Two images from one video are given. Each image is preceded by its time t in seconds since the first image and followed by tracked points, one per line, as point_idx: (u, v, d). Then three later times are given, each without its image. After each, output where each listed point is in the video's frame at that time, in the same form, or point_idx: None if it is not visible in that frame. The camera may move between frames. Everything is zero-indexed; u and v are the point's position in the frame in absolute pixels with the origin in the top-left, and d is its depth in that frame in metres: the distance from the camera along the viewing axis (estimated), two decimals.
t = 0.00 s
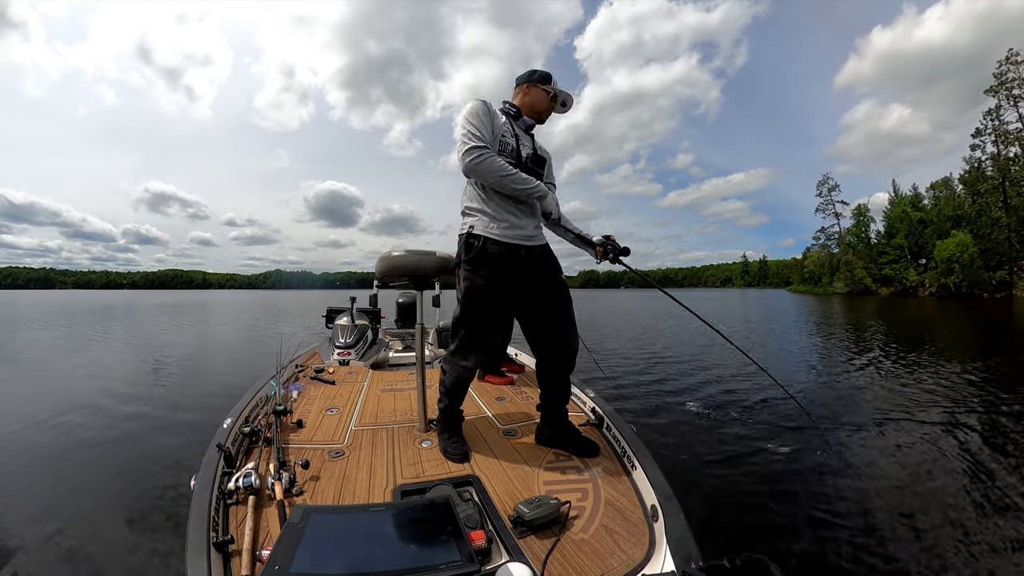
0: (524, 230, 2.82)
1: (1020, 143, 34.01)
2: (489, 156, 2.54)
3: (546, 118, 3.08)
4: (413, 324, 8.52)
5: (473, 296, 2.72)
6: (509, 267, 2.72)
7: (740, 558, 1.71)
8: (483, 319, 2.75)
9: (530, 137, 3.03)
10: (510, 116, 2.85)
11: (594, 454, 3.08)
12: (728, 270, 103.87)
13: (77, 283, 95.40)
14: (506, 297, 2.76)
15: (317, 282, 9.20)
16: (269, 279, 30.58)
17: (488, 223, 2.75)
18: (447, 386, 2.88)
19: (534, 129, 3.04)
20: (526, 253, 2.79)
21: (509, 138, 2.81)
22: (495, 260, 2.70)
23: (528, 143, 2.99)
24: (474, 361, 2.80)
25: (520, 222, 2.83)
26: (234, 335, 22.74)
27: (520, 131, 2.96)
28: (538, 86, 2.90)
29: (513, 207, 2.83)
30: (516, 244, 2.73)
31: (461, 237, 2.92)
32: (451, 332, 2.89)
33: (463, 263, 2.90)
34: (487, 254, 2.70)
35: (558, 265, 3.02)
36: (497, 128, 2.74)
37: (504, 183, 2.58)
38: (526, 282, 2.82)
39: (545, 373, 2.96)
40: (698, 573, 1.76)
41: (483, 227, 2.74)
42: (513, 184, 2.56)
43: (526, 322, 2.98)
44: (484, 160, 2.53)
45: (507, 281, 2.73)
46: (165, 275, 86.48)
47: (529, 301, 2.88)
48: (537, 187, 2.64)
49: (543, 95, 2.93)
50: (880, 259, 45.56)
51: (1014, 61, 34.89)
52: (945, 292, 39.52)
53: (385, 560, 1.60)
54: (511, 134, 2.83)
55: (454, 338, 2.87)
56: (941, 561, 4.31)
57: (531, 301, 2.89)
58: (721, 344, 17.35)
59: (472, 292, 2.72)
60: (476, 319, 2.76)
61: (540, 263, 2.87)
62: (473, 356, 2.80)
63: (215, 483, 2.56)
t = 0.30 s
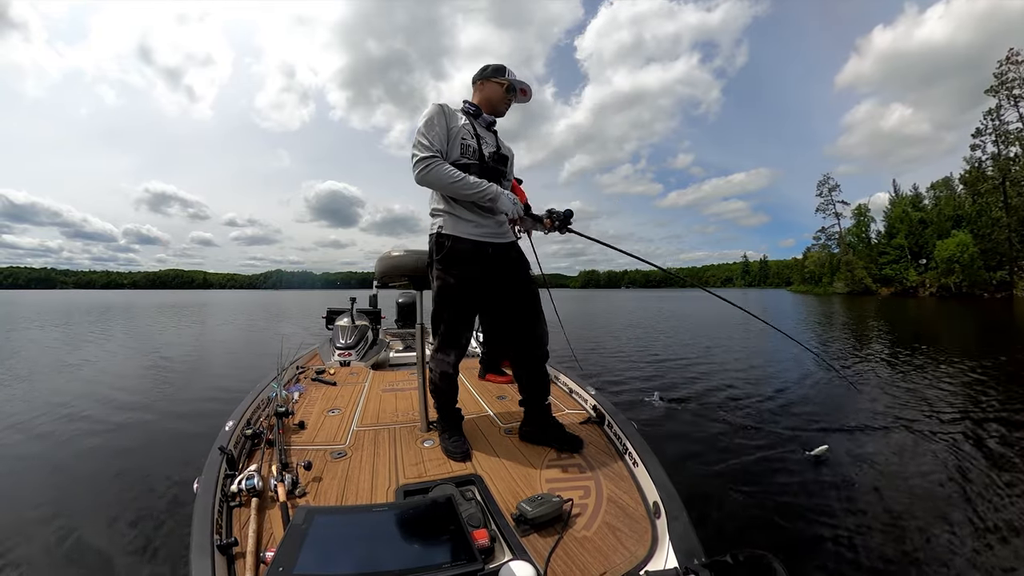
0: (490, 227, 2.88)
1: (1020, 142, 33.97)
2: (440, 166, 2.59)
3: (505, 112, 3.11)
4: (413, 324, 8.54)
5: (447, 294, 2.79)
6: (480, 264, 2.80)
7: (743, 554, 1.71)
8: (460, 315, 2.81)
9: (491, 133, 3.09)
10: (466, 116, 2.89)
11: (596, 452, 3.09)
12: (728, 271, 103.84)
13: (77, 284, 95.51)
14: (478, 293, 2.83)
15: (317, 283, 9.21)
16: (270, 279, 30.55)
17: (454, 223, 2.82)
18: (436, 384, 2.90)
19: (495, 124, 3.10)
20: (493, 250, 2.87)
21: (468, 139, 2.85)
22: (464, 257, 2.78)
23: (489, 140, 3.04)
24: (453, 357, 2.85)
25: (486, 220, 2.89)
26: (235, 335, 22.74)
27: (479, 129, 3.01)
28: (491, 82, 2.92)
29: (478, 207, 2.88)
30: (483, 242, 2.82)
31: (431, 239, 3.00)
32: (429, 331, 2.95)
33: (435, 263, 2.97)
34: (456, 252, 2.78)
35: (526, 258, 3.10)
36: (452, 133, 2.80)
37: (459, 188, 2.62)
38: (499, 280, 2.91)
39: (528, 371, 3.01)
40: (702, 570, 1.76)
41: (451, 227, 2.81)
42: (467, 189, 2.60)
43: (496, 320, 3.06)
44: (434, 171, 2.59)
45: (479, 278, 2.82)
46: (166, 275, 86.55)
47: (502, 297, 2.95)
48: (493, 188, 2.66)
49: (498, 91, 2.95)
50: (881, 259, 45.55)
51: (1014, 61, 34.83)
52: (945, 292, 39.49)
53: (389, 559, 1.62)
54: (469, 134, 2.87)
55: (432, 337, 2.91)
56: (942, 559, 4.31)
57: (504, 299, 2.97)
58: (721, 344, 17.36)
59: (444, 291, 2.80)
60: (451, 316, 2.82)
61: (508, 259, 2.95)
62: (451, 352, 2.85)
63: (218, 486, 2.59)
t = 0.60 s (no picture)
0: (491, 227, 2.93)
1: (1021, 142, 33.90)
2: (454, 162, 2.61)
3: (494, 116, 3.16)
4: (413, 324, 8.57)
5: (453, 293, 2.80)
6: (484, 264, 2.85)
7: (746, 550, 1.72)
8: (466, 313, 2.84)
9: (483, 137, 3.15)
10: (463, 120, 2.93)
11: (597, 451, 3.12)
12: (729, 270, 103.81)
13: (79, 284, 95.67)
14: (481, 290, 2.86)
15: (318, 283, 9.25)
16: (271, 279, 30.66)
17: (457, 223, 2.83)
18: (439, 385, 2.89)
19: (486, 128, 3.15)
20: (492, 248, 2.92)
21: (467, 142, 2.90)
22: (467, 255, 2.81)
23: (483, 144, 3.10)
24: (458, 355, 2.87)
25: (488, 220, 2.94)
26: (236, 335, 22.82)
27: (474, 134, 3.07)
28: (480, 87, 2.93)
29: (481, 207, 2.93)
30: (486, 242, 2.87)
31: (430, 236, 2.98)
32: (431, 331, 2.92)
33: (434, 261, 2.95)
34: (459, 250, 2.79)
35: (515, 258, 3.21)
36: (454, 134, 2.83)
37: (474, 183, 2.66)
38: (499, 281, 2.99)
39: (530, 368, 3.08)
40: (705, 567, 1.77)
41: (454, 227, 2.82)
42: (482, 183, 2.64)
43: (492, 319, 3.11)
44: (449, 167, 2.60)
45: (481, 277, 2.85)
46: (167, 275, 86.74)
47: (501, 296, 3.01)
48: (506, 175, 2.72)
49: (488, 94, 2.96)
50: (881, 259, 45.55)
51: (1015, 61, 34.76)
52: (946, 292, 39.44)
53: (394, 559, 1.64)
54: (467, 137, 2.92)
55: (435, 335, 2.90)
56: (943, 557, 4.32)
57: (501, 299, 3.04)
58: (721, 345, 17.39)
59: (449, 288, 2.79)
60: (455, 314, 2.82)
61: (505, 258, 3.02)
62: (458, 350, 2.86)
63: (221, 489, 2.60)
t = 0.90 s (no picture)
0: (498, 229, 2.93)
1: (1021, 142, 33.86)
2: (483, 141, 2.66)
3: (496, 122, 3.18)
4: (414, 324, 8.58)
5: (456, 294, 2.80)
6: (488, 264, 2.84)
7: (745, 552, 1.71)
8: (471, 314, 2.87)
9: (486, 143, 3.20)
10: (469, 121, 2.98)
11: (597, 452, 3.12)
12: (730, 270, 103.73)
13: (80, 284, 95.83)
14: (486, 291, 2.86)
15: (319, 283, 9.26)
16: (272, 279, 30.71)
17: (463, 223, 2.84)
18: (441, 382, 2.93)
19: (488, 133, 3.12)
20: (499, 250, 2.93)
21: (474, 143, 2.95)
22: (474, 255, 2.81)
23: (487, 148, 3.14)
24: (464, 354, 2.92)
25: (493, 223, 2.93)
26: (237, 335, 22.83)
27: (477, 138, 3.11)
28: (477, 93, 2.97)
29: (487, 208, 2.93)
30: (490, 243, 2.86)
31: (435, 237, 2.96)
32: (436, 330, 2.94)
33: (438, 261, 2.94)
34: (466, 250, 2.80)
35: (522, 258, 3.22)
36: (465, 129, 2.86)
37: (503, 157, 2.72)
38: (502, 282, 2.97)
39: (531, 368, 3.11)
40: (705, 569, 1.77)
41: (461, 227, 2.83)
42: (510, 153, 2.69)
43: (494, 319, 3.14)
44: (479, 146, 2.64)
45: (487, 277, 2.85)
46: (167, 275, 86.89)
47: (504, 297, 3.00)
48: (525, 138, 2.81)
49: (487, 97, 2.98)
50: (882, 259, 45.52)
51: (1015, 60, 34.75)
52: (947, 292, 39.35)
53: (393, 559, 1.64)
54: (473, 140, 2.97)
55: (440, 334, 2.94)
56: (943, 558, 4.32)
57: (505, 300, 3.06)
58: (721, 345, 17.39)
59: (455, 287, 2.79)
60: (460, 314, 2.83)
61: (511, 260, 3.04)
62: (463, 349, 2.91)
63: (220, 487, 2.60)
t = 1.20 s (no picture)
0: (494, 229, 2.95)
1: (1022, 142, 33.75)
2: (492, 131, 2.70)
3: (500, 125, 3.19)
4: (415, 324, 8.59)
5: (449, 293, 2.82)
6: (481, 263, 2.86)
7: (741, 559, 1.74)
8: (467, 313, 2.85)
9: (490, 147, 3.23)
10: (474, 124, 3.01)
11: (596, 456, 3.14)
12: (730, 270, 103.63)
13: (81, 284, 96.00)
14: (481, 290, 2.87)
15: (320, 283, 9.27)
16: (273, 279, 30.74)
17: (460, 223, 2.90)
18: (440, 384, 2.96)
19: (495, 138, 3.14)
20: (494, 250, 2.94)
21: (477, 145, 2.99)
22: (469, 253, 2.84)
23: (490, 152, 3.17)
24: (462, 355, 2.90)
25: (490, 224, 2.95)
26: (238, 335, 22.83)
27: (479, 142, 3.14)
28: (479, 99, 3.00)
29: (485, 209, 2.96)
30: (486, 243, 2.89)
31: (432, 237, 3.03)
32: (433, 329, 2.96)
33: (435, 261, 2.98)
34: (460, 248, 2.84)
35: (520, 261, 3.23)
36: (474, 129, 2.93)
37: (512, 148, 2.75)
38: (496, 283, 2.98)
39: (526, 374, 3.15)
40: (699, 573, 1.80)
41: (457, 226, 2.89)
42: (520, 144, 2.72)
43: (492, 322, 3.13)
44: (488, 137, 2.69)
45: (481, 276, 2.87)
46: (168, 275, 86.99)
47: (499, 298, 3.02)
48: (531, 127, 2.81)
49: (490, 103, 3.00)
50: (882, 259, 45.47)
51: (1016, 60, 34.67)
52: (948, 292, 39.28)
53: (388, 560, 1.66)
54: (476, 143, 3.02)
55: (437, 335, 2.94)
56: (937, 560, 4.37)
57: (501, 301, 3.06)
58: (721, 345, 17.40)
59: (449, 284, 2.81)
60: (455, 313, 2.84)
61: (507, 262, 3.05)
62: (461, 350, 2.89)
63: (217, 482, 2.63)
